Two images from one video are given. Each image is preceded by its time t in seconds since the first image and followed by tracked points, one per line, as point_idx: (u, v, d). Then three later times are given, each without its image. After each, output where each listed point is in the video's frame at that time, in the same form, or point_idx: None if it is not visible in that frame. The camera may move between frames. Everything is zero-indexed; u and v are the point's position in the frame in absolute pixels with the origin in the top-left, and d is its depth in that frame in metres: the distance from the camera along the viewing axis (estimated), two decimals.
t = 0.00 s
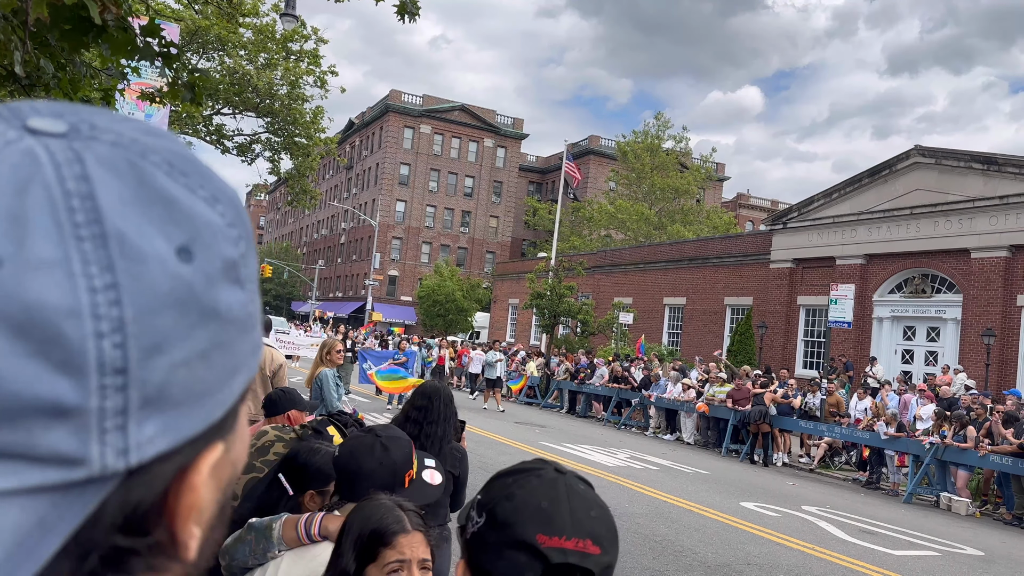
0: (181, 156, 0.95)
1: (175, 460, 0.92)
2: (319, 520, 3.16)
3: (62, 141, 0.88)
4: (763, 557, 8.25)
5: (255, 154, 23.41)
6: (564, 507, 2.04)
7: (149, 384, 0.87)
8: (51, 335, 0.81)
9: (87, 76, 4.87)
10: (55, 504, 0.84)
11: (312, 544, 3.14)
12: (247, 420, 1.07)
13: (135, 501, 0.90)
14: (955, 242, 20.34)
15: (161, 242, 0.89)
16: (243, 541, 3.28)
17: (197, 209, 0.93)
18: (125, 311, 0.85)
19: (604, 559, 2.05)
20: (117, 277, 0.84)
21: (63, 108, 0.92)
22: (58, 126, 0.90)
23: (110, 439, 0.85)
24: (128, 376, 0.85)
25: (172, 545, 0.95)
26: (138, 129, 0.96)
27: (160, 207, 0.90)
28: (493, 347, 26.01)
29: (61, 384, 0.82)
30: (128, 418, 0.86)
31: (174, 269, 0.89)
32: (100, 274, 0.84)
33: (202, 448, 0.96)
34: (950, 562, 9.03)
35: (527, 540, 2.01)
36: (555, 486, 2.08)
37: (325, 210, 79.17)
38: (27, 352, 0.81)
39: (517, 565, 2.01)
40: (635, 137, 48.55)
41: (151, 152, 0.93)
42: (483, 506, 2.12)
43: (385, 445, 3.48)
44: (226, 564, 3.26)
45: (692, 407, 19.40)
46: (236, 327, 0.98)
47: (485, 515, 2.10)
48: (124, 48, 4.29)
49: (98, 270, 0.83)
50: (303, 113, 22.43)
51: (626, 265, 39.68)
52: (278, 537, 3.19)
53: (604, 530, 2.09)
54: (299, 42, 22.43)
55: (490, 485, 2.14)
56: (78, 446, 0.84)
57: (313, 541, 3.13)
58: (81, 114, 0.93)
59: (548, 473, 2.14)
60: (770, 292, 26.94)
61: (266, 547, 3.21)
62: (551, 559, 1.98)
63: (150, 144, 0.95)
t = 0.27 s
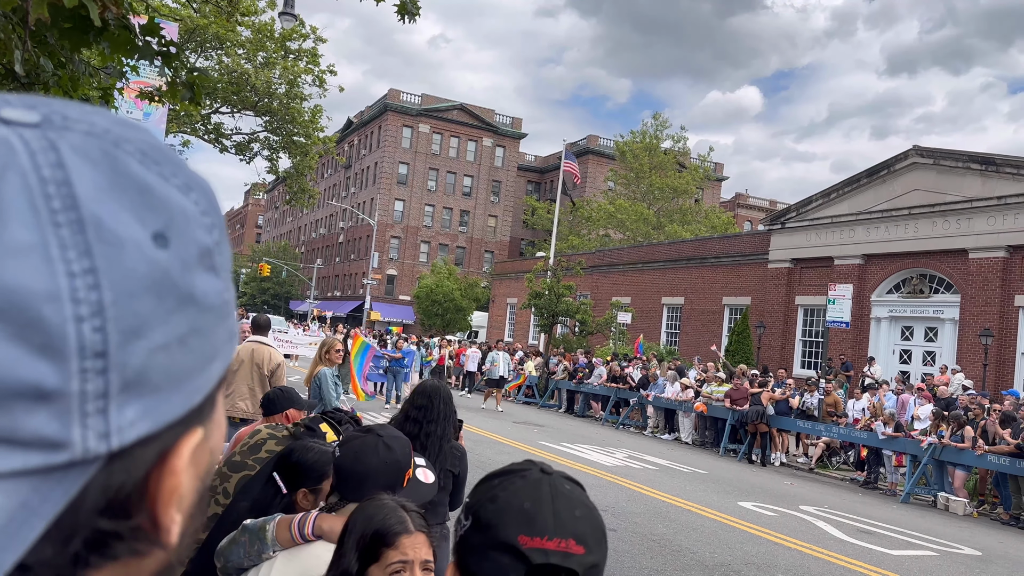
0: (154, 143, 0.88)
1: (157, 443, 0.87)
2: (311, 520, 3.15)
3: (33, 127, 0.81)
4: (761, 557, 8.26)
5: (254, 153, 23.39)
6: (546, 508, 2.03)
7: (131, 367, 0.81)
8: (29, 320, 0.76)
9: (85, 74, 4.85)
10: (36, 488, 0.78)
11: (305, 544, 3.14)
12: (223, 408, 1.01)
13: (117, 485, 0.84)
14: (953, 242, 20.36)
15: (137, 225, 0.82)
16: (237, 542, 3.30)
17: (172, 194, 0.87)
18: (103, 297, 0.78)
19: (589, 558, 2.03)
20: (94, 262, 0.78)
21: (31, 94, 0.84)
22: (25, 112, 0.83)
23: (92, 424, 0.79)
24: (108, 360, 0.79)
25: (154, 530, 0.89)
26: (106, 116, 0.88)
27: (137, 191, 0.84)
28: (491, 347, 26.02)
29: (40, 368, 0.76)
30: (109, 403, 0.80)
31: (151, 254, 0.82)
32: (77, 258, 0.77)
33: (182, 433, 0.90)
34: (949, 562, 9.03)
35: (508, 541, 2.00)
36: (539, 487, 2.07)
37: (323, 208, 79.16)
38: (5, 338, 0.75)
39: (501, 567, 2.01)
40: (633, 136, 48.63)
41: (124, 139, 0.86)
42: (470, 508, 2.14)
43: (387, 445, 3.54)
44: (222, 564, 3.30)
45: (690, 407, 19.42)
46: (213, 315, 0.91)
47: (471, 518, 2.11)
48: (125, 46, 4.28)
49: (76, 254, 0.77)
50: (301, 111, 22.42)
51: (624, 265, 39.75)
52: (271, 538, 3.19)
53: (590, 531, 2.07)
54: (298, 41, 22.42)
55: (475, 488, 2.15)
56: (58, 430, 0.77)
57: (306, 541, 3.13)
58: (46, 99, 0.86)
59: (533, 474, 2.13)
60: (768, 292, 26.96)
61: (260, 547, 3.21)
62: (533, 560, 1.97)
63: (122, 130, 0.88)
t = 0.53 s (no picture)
0: (144, 139, 0.87)
1: (150, 441, 0.86)
2: (301, 520, 3.15)
3: (23, 126, 0.80)
4: (759, 557, 8.27)
5: (252, 152, 23.36)
6: (552, 515, 2.02)
7: (123, 363, 0.80)
8: (22, 314, 0.75)
9: (85, 73, 4.86)
10: (31, 484, 0.78)
11: (296, 543, 3.14)
12: (215, 403, 1.01)
13: (110, 483, 0.84)
14: (951, 242, 20.38)
15: (129, 222, 0.81)
16: (231, 541, 3.30)
17: (162, 190, 0.85)
18: (96, 293, 0.78)
19: (592, 570, 2.02)
20: (86, 258, 0.78)
21: (20, 91, 0.83)
22: (15, 110, 0.82)
23: (85, 421, 0.78)
24: (101, 356, 0.79)
25: (147, 527, 0.89)
26: (97, 112, 0.87)
27: (127, 187, 0.83)
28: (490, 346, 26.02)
29: (35, 363, 0.76)
30: (103, 399, 0.79)
31: (144, 252, 0.82)
32: (69, 254, 0.77)
33: (175, 429, 0.90)
34: (947, 562, 9.04)
35: (509, 548, 2.00)
36: (546, 493, 2.06)
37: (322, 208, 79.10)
38: None
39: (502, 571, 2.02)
40: (631, 136, 48.66)
41: (114, 136, 0.84)
42: (478, 510, 2.14)
43: (376, 442, 3.49)
44: (215, 563, 3.33)
45: (688, 407, 19.43)
46: (203, 310, 0.91)
47: (479, 520, 2.11)
48: (125, 45, 4.28)
49: (68, 252, 0.77)
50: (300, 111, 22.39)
51: (622, 264, 39.78)
52: (262, 538, 3.20)
53: (596, 539, 2.06)
54: (296, 40, 22.39)
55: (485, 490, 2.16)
56: (52, 427, 0.77)
57: (296, 540, 3.13)
58: (37, 96, 0.85)
59: (542, 479, 2.12)
60: (766, 292, 26.99)
61: (252, 547, 3.21)
62: (534, 570, 1.96)
63: (111, 127, 0.86)
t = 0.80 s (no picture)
0: (131, 138, 0.86)
1: (140, 438, 0.87)
2: (297, 522, 3.14)
3: (10, 125, 0.79)
4: (758, 556, 8.27)
5: (251, 151, 23.35)
6: (573, 523, 2.01)
7: (112, 362, 0.80)
8: (9, 315, 0.75)
9: (85, 73, 4.85)
10: (22, 484, 0.78)
11: (292, 546, 3.14)
12: (203, 399, 1.02)
13: (100, 480, 0.84)
14: (950, 242, 20.40)
15: (115, 222, 0.81)
16: (228, 541, 3.30)
17: (150, 188, 0.85)
18: (83, 292, 0.77)
19: None
20: (73, 259, 0.77)
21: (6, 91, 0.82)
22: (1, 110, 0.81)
23: (74, 419, 0.78)
24: (89, 355, 0.78)
25: (137, 524, 0.90)
26: (81, 110, 0.86)
27: (113, 186, 0.82)
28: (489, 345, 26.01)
29: (24, 364, 0.76)
30: (92, 398, 0.79)
31: (130, 250, 0.81)
32: (56, 255, 0.76)
33: (165, 427, 0.90)
34: (945, 562, 9.05)
35: (529, 552, 2.01)
36: (569, 500, 2.05)
37: (321, 207, 79.07)
38: None
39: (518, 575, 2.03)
40: (630, 136, 48.65)
41: (99, 134, 0.83)
42: (500, 511, 2.15)
43: (360, 441, 3.49)
44: (213, 562, 3.32)
45: (687, 406, 19.44)
46: (192, 308, 0.90)
47: (500, 521, 2.12)
48: (124, 44, 4.27)
49: (54, 253, 0.76)
50: (299, 110, 22.38)
51: (621, 264, 39.77)
52: (259, 538, 3.19)
53: (616, 552, 2.03)
54: (296, 38, 22.39)
55: (509, 492, 2.16)
56: (42, 425, 0.77)
57: (293, 543, 3.13)
58: (21, 94, 0.83)
59: (567, 486, 2.10)
60: (765, 291, 26.99)
61: (248, 548, 3.21)
62: None
63: (96, 125, 0.85)
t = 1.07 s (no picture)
0: (108, 133, 0.85)
1: (124, 433, 0.88)
2: (310, 520, 3.15)
3: None
4: (757, 555, 8.28)
5: (251, 150, 23.37)
6: (595, 532, 2.01)
7: (93, 358, 0.80)
8: None
9: (85, 71, 4.84)
10: (7, 480, 0.78)
11: (304, 543, 3.15)
12: (188, 393, 1.02)
13: (85, 475, 0.85)
14: (949, 241, 20.41)
15: (94, 217, 0.81)
16: (239, 532, 3.30)
17: (129, 183, 0.84)
18: (62, 288, 0.77)
19: None
20: (52, 255, 0.77)
21: None
22: None
23: (57, 416, 0.79)
24: (70, 351, 0.78)
25: (124, 517, 0.91)
26: (58, 104, 0.85)
27: (90, 183, 0.82)
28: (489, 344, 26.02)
29: (4, 362, 0.75)
30: (73, 394, 0.79)
31: (109, 245, 0.81)
32: (34, 251, 0.77)
33: (149, 421, 0.91)
34: (944, 560, 9.07)
35: (549, 558, 2.01)
36: (592, 508, 2.05)
37: (320, 206, 79.07)
38: None
39: None
40: (630, 134, 48.67)
41: (76, 129, 0.82)
42: (523, 513, 2.16)
43: (363, 438, 3.53)
44: (222, 552, 3.33)
45: (686, 405, 19.45)
46: (174, 301, 0.90)
47: (522, 523, 2.13)
48: (126, 42, 4.27)
49: (32, 248, 0.76)
50: (298, 108, 22.39)
51: (620, 262, 39.78)
52: (271, 534, 3.20)
53: (637, 562, 2.02)
54: (295, 37, 22.39)
55: (533, 496, 2.16)
56: (24, 422, 0.77)
57: (305, 540, 3.15)
58: None
59: (590, 493, 2.10)
60: (764, 290, 27.01)
61: (259, 542, 3.21)
62: None
63: (73, 119, 0.84)
